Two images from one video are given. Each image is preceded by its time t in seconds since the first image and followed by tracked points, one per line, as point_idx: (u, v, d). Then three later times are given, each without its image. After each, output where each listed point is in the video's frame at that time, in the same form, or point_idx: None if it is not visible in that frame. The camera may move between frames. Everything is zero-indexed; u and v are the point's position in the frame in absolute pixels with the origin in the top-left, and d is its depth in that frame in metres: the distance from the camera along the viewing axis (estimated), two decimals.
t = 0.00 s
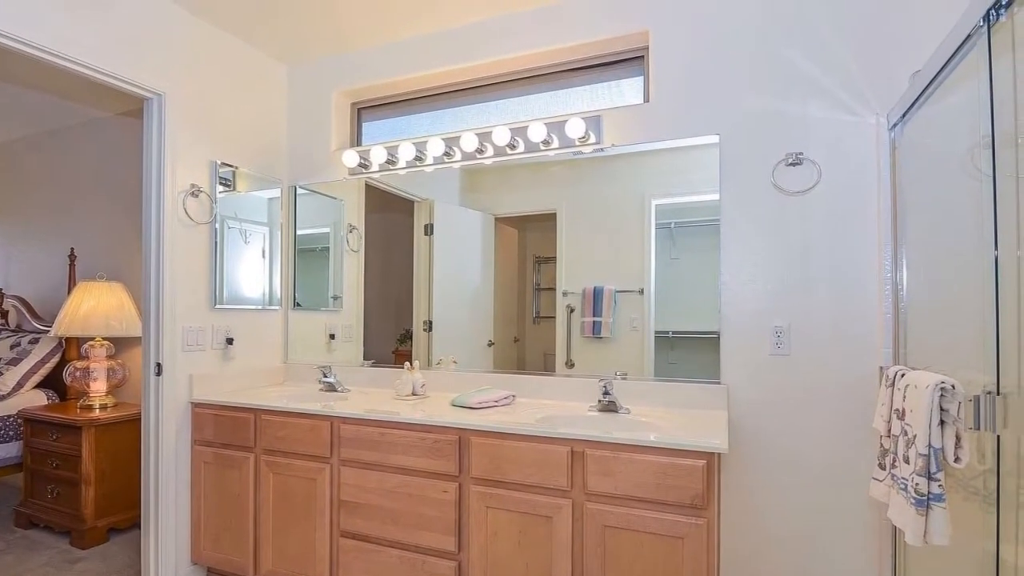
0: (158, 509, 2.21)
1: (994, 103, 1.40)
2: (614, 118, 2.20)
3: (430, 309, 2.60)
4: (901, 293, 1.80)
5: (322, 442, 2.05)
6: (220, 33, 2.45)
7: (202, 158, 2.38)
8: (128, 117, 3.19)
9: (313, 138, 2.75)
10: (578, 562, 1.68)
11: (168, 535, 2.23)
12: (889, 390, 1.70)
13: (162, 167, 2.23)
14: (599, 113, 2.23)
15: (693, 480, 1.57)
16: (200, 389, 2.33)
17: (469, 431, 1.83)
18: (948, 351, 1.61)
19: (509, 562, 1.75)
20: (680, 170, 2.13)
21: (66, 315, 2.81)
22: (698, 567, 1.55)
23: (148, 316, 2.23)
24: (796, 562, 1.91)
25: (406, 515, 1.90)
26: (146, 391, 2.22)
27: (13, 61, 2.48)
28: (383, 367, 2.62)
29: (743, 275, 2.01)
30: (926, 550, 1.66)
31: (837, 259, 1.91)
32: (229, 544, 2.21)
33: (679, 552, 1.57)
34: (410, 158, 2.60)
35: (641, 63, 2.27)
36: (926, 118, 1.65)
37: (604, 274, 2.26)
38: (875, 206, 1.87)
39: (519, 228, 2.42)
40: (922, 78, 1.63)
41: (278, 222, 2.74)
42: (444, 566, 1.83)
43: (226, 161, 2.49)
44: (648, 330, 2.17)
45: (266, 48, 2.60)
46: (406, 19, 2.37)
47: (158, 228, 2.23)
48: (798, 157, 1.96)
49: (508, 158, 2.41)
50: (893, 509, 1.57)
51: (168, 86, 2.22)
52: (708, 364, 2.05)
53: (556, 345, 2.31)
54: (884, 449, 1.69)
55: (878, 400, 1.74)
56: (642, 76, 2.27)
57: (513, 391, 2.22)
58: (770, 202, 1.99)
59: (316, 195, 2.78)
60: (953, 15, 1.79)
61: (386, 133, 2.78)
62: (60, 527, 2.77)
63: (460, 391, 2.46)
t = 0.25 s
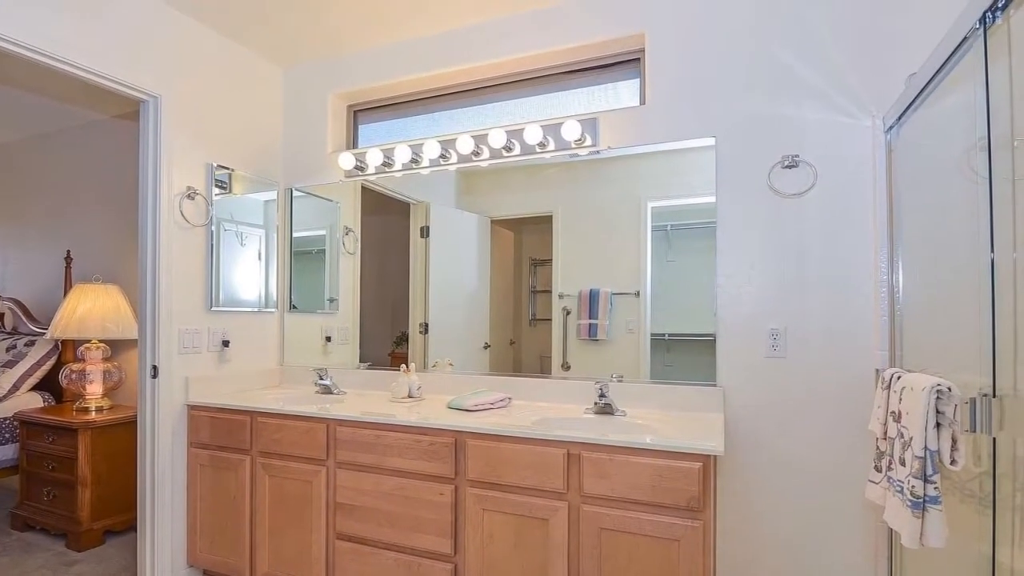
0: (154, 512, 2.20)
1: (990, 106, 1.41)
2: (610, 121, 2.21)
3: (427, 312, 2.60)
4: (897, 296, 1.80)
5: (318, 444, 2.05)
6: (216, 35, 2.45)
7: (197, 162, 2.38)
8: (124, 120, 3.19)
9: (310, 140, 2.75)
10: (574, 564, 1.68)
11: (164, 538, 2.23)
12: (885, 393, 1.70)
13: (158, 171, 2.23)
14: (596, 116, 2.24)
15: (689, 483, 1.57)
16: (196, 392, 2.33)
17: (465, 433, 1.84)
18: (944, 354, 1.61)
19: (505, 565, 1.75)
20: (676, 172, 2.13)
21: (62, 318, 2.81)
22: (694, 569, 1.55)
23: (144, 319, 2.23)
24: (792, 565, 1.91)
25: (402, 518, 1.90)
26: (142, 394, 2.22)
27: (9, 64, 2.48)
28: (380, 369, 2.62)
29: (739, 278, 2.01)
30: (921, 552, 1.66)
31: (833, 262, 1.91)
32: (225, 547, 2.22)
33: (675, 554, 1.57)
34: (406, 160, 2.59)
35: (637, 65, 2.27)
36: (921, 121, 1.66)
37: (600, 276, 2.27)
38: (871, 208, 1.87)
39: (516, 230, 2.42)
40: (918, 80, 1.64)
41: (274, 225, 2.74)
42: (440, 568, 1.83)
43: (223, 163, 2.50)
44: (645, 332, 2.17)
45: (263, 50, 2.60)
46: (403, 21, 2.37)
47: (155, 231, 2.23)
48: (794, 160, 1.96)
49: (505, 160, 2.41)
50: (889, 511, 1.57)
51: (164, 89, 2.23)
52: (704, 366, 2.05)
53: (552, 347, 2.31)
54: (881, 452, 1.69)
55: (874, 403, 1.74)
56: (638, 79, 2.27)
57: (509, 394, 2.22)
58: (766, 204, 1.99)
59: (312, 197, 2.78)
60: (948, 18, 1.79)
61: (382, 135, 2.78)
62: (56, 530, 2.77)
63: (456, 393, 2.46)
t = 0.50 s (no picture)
0: (150, 514, 2.20)
1: (987, 109, 1.41)
2: (605, 123, 2.21)
3: (423, 314, 2.60)
4: (893, 298, 1.80)
5: (313, 447, 2.05)
6: (212, 37, 2.45)
7: (192, 164, 2.38)
8: (120, 122, 3.19)
9: (307, 142, 2.75)
10: (570, 567, 1.68)
11: (160, 540, 2.23)
12: (881, 395, 1.70)
13: (153, 174, 2.23)
14: (592, 118, 2.24)
15: (685, 485, 1.57)
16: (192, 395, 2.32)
17: (461, 435, 1.84)
18: (940, 356, 1.61)
19: (501, 567, 1.75)
20: (672, 175, 2.13)
21: (58, 320, 2.81)
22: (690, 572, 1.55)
23: (140, 321, 2.23)
24: (787, 567, 1.91)
25: (398, 520, 1.90)
26: (138, 397, 2.22)
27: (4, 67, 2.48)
28: (376, 372, 2.62)
29: (735, 280, 2.01)
30: (917, 555, 1.66)
31: (829, 264, 1.91)
32: (221, 549, 2.22)
33: (671, 557, 1.57)
34: (402, 162, 2.60)
35: (633, 68, 2.28)
36: (917, 123, 1.66)
37: (596, 279, 2.27)
38: (867, 210, 1.87)
39: (512, 232, 2.42)
40: (913, 83, 1.64)
41: (270, 227, 2.74)
42: (437, 570, 1.83)
43: (218, 164, 2.50)
44: (641, 334, 2.17)
45: (260, 52, 2.60)
46: (399, 24, 2.37)
47: (150, 234, 2.23)
48: (790, 162, 1.96)
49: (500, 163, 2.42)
50: (884, 513, 1.57)
51: (160, 91, 2.23)
52: (700, 369, 2.05)
53: (548, 349, 2.31)
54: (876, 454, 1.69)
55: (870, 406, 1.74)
56: (634, 81, 2.27)
57: (505, 397, 2.22)
58: (762, 207, 1.99)
59: (309, 199, 2.78)
60: (943, 21, 1.80)
61: (378, 138, 2.78)
62: (52, 532, 2.77)
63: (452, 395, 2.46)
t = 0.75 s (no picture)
0: (146, 518, 2.20)
1: (984, 112, 1.40)
2: (601, 125, 2.21)
3: (419, 316, 2.60)
4: (889, 300, 1.80)
5: (310, 449, 2.05)
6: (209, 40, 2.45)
7: (188, 167, 2.38)
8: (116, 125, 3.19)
9: (304, 144, 2.75)
10: (567, 569, 1.68)
11: (157, 543, 2.23)
12: (877, 398, 1.69)
13: (150, 176, 2.23)
14: (588, 121, 2.24)
15: (681, 488, 1.57)
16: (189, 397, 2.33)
17: (457, 438, 1.84)
18: (936, 359, 1.62)
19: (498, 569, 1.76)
20: (669, 177, 2.13)
21: (54, 322, 2.81)
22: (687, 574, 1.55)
23: (137, 323, 2.23)
24: (783, 570, 1.91)
25: (394, 523, 1.90)
26: (135, 399, 2.22)
27: None
28: (372, 374, 2.62)
29: (732, 283, 2.01)
30: (912, 557, 1.67)
31: (825, 266, 1.91)
32: (217, 552, 2.21)
33: (667, 559, 1.57)
34: (398, 165, 2.60)
35: (629, 70, 2.28)
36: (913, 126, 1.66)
37: (592, 281, 2.27)
38: (863, 213, 1.87)
39: (509, 234, 2.42)
40: (909, 85, 1.64)
41: (266, 229, 2.74)
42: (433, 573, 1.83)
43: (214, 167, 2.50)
44: (637, 337, 2.17)
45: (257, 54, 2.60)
46: (396, 25, 2.37)
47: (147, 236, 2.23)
48: (786, 165, 1.96)
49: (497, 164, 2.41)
50: (881, 516, 1.56)
51: (156, 93, 2.23)
52: (696, 372, 2.06)
53: (544, 352, 2.31)
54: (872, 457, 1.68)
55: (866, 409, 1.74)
56: (630, 84, 2.28)
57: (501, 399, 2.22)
58: (758, 209, 1.99)
59: (305, 202, 2.78)
60: (937, 24, 1.80)
61: (374, 140, 2.78)
62: (48, 535, 2.77)
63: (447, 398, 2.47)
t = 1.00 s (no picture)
0: (142, 520, 2.21)
1: (979, 114, 1.40)
2: (597, 128, 2.21)
3: (415, 318, 2.60)
4: (885, 303, 1.81)
5: (306, 451, 2.05)
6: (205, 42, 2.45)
7: (184, 169, 2.39)
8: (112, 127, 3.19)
9: (301, 146, 2.75)
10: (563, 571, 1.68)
11: (153, 545, 2.23)
12: (874, 401, 1.69)
13: (146, 179, 2.23)
14: (584, 124, 2.24)
15: (678, 490, 1.57)
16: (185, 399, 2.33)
17: (452, 440, 1.84)
18: (933, 361, 1.62)
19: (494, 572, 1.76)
20: (666, 179, 2.13)
21: (50, 325, 2.81)
22: None
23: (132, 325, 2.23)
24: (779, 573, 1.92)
25: (390, 525, 1.90)
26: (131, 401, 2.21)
27: None
28: (368, 376, 2.62)
29: (729, 285, 2.01)
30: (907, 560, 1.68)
31: (822, 268, 1.91)
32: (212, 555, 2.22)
33: (664, 562, 1.57)
34: (394, 167, 2.60)
35: (626, 72, 2.27)
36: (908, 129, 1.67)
37: (588, 283, 2.27)
38: (859, 215, 1.88)
39: (504, 236, 2.42)
40: (906, 88, 1.64)
41: (263, 231, 2.74)
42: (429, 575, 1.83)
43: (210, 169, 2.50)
44: (633, 339, 2.17)
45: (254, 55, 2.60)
46: (394, 27, 2.37)
47: (141, 239, 2.23)
48: (782, 167, 1.97)
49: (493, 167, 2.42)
50: (877, 518, 1.56)
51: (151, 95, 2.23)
52: (692, 374, 2.06)
53: (540, 354, 2.31)
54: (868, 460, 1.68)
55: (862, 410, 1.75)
56: (626, 86, 2.27)
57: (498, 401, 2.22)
58: (755, 211, 1.99)
59: (301, 204, 2.78)
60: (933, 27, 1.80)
61: (370, 142, 2.78)
62: (45, 537, 2.77)
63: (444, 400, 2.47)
